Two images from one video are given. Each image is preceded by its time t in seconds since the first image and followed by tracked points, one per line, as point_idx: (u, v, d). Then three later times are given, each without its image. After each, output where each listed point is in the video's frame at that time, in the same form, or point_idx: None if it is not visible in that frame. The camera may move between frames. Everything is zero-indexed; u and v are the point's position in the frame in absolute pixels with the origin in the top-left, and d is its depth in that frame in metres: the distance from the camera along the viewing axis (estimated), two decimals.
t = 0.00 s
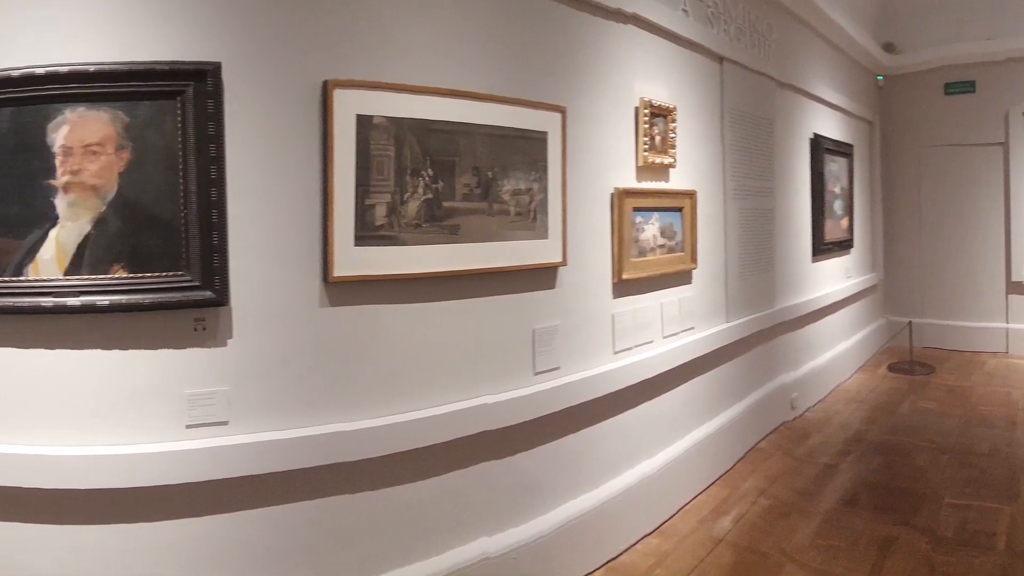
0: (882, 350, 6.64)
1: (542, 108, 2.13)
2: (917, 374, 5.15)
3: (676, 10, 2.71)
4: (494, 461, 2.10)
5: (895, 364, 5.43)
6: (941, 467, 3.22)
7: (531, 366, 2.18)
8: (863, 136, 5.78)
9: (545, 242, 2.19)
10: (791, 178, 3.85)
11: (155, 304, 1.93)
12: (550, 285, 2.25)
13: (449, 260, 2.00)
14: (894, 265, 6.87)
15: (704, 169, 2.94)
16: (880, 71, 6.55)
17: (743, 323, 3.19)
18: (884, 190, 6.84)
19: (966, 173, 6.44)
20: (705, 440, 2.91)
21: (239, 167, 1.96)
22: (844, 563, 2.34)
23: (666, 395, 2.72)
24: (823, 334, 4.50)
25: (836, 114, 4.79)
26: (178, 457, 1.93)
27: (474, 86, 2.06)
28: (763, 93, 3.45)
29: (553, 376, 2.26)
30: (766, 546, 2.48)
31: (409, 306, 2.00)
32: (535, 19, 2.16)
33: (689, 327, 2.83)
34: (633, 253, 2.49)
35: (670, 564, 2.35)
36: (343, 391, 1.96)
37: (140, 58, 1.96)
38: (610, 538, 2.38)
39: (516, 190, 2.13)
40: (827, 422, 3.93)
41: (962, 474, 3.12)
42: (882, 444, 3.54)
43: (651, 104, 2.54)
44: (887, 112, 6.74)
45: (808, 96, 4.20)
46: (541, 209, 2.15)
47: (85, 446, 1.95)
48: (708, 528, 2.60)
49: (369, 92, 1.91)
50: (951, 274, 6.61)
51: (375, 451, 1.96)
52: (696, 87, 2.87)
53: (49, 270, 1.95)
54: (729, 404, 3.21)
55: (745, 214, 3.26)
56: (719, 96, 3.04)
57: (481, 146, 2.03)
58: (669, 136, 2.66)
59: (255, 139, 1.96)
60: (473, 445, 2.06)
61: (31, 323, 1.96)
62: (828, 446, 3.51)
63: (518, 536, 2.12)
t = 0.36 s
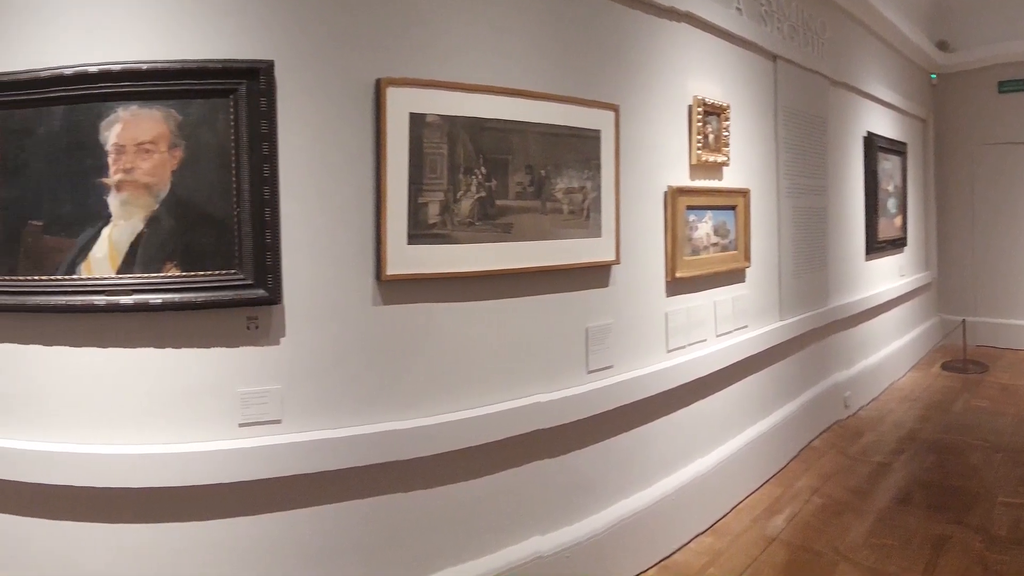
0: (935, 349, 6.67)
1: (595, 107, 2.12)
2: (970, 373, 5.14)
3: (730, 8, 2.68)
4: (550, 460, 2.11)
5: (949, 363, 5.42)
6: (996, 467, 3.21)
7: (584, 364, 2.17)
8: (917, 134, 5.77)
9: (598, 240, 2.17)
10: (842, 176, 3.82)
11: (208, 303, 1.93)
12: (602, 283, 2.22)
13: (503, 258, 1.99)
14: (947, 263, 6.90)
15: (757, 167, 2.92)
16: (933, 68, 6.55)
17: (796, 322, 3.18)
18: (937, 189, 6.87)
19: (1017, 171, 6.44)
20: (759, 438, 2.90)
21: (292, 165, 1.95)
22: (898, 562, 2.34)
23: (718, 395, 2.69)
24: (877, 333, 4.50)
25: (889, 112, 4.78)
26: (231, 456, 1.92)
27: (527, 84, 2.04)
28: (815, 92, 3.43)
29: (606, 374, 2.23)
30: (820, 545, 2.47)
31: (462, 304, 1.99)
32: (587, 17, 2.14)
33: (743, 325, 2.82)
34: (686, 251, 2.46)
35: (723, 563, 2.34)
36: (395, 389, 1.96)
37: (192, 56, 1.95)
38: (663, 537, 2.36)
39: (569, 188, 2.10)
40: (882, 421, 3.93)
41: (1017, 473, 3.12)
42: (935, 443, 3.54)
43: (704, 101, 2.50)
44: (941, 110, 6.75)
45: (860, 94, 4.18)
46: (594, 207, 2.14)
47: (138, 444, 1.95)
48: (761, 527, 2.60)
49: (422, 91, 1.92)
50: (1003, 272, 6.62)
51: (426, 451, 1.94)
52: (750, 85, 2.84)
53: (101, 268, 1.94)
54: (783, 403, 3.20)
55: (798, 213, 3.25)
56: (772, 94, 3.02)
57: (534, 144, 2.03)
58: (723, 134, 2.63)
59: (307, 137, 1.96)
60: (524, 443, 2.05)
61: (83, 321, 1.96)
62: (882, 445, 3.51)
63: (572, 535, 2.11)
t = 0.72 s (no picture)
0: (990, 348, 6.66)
1: (649, 104, 2.11)
2: None
3: (783, 7, 2.66)
4: (605, 458, 2.09)
5: (1003, 362, 5.40)
6: None
7: (638, 362, 2.15)
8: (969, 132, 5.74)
9: (651, 238, 2.15)
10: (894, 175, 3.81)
11: (261, 301, 1.92)
12: (653, 283, 2.19)
13: (556, 256, 1.99)
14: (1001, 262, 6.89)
15: (811, 166, 2.92)
16: (987, 67, 6.51)
17: (850, 320, 3.18)
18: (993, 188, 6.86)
19: None
20: (813, 437, 2.90)
21: (344, 164, 1.95)
22: (952, 561, 2.34)
23: (772, 394, 2.66)
24: (930, 331, 4.49)
25: (942, 110, 4.76)
26: (284, 455, 1.92)
27: (579, 82, 2.03)
28: (868, 90, 3.42)
29: (660, 373, 2.21)
30: (874, 544, 2.47)
31: (515, 303, 1.98)
32: (638, 15, 2.12)
33: (798, 324, 2.82)
34: (740, 250, 2.44)
35: (777, 562, 2.34)
36: (446, 388, 1.96)
37: (244, 54, 1.95)
38: (716, 537, 2.35)
39: (622, 186, 2.08)
40: (935, 420, 3.92)
41: None
42: (988, 442, 3.54)
43: (758, 100, 2.47)
44: (995, 108, 6.74)
45: (913, 92, 4.16)
46: (647, 205, 2.13)
47: (191, 443, 1.95)
48: (816, 525, 2.60)
49: (472, 90, 1.93)
50: None
51: (478, 450, 1.94)
52: (803, 83, 2.83)
53: (154, 267, 1.94)
54: (838, 401, 3.21)
55: (852, 212, 3.24)
56: (826, 93, 3.01)
57: (587, 142, 2.02)
58: (776, 132, 2.60)
59: (359, 135, 1.96)
60: (576, 442, 2.04)
61: (135, 320, 1.96)
62: (936, 444, 3.52)
63: (626, 533, 2.10)
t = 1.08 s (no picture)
0: None
1: (702, 103, 2.10)
2: None
3: (837, 5, 2.65)
4: (659, 456, 2.08)
5: None
6: None
7: (692, 361, 2.14)
8: None
9: (705, 236, 2.14)
10: (947, 173, 3.79)
11: (314, 300, 1.92)
12: (703, 282, 2.17)
13: (610, 255, 1.98)
14: None
15: (865, 164, 2.92)
16: None
17: (905, 318, 3.18)
18: None
19: None
20: (868, 434, 2.91)
21: (397, 162, 1.95)
22: (1007, 560, 2.35)
23: (827, 391, 2.68)
24: (982, 330, 4.47)
25: (995, 108, 4.73)
26: (338, 454, 1.91)
27: (631, 81, 2.03)
28: (922, 88, 3.42)
29: (714, 371, 2.19)
30: (927, 542, 2.48)
31: (568, 301, 1.98)
32: (690, 14, 2.11)
33: (852, 322, 2.83)
34: (794, 248, 2.43)
35: (831, 559, 2.35)
36: (500, 387, 1.95)
37: (297, 52, 1.95)
38: (769, 535, 2.34)
39: (675, 184, 2.07)
40: (987, 419, 3.92)
41: None
42: None
43: (811, 98, 2.46)
44: None
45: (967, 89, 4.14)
46: (700, 204, 2.12)
47: (245, 441, 1.95)
48: (869, 523, 2.61)
49: (525, 88, 1.93)
50: None
51: (532, 448, 1.94)
52: (857, 81, 2.83)
53: (207, 265, 1.94)
54: (891, 398, 3.22)
55: (905, 210, 3.24)
56: (880, 91, 3.01)
57: (641, 141, 2.01)
58: (830, 130, 2.59)
59: (412, 134, 1.95)
60: (628, 441, 2.04)
61: (187, 319, 1.95)
62: (990, 442, 3.52)
63: (679, 532, 2.10)
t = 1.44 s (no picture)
0: None
1: (755, 101, 2.10)
2: None
3: (891, 4, 2.65)
4: (711, 455, 2.08)
5: None
6: None
7: (745, 359, 2.14)
8: None
9: (758, 235, 2.14)
10: (1000, 171, 3.77)
11: (367, 298, 1.91)
12: (754, 281, 2.16)
13: (663, 253, 1.98)
14: None
15: (919, 163, 2.92)
16: None
17: (958, 317, 3.18)
18: None
19: None
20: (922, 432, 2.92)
21: (450, 160, 1.95)
22: None
23: (881, 390, 2.68)
24: None
25: None
26: (392, 452, 1.92)
27: (683, 79, 2.02)
28: (976, 86, 3.40)
29: (768, 369, 2.19)
30: (982, 541, 2.48)
31: (620, 300, 1.98)
32: (742, 13, 2.10)
33: (905, 320, 2.83)
34: (847, 246, 2.42)
35: (886, 558, 2.35)
36: (555, 385, 1.95)
37: (351, 50, 1.95)
38: (822, 534, 2.34)
39: (729, 183, 2.07)
40: None
41: None
42: None
43: (865, 96, 2.46)
44: None
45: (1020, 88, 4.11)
46: (753, 202, 2.12)
47: (300, 440, 1.95)
48: (922, 522, 2.61)
49: (579, 86, 1.93)
50: None
51: (585, 446, 1.94)
52: (910, 80, 2.83)
53: (260, 264, 1.94)
54: (944, 397, 3.22)
55: (959, 208, 3.23)
56: (933, 89, 3.00)
57: (694, 139, 2.01)
58: (884, 129, 2.59)
59: (466, 132, 1.95)
60: (681, 440, 2.04)
61: (241, 317, 1.95)
62: None
63: (732, 531, 2.10)
